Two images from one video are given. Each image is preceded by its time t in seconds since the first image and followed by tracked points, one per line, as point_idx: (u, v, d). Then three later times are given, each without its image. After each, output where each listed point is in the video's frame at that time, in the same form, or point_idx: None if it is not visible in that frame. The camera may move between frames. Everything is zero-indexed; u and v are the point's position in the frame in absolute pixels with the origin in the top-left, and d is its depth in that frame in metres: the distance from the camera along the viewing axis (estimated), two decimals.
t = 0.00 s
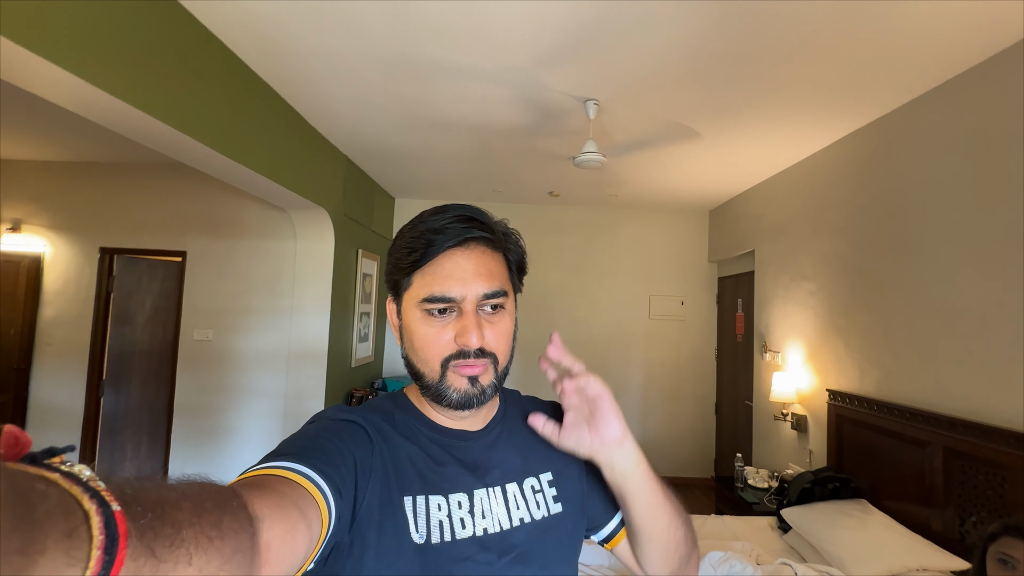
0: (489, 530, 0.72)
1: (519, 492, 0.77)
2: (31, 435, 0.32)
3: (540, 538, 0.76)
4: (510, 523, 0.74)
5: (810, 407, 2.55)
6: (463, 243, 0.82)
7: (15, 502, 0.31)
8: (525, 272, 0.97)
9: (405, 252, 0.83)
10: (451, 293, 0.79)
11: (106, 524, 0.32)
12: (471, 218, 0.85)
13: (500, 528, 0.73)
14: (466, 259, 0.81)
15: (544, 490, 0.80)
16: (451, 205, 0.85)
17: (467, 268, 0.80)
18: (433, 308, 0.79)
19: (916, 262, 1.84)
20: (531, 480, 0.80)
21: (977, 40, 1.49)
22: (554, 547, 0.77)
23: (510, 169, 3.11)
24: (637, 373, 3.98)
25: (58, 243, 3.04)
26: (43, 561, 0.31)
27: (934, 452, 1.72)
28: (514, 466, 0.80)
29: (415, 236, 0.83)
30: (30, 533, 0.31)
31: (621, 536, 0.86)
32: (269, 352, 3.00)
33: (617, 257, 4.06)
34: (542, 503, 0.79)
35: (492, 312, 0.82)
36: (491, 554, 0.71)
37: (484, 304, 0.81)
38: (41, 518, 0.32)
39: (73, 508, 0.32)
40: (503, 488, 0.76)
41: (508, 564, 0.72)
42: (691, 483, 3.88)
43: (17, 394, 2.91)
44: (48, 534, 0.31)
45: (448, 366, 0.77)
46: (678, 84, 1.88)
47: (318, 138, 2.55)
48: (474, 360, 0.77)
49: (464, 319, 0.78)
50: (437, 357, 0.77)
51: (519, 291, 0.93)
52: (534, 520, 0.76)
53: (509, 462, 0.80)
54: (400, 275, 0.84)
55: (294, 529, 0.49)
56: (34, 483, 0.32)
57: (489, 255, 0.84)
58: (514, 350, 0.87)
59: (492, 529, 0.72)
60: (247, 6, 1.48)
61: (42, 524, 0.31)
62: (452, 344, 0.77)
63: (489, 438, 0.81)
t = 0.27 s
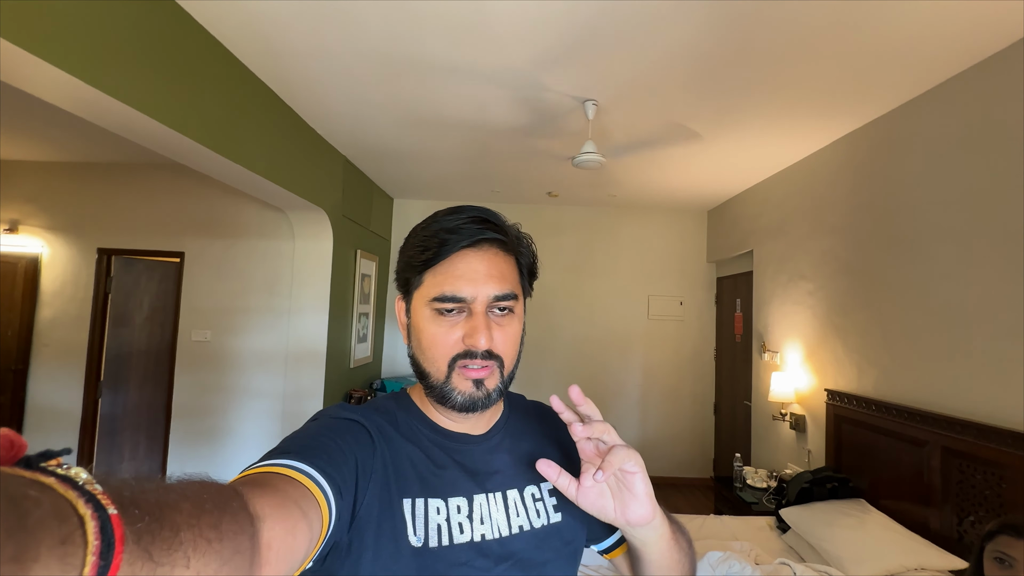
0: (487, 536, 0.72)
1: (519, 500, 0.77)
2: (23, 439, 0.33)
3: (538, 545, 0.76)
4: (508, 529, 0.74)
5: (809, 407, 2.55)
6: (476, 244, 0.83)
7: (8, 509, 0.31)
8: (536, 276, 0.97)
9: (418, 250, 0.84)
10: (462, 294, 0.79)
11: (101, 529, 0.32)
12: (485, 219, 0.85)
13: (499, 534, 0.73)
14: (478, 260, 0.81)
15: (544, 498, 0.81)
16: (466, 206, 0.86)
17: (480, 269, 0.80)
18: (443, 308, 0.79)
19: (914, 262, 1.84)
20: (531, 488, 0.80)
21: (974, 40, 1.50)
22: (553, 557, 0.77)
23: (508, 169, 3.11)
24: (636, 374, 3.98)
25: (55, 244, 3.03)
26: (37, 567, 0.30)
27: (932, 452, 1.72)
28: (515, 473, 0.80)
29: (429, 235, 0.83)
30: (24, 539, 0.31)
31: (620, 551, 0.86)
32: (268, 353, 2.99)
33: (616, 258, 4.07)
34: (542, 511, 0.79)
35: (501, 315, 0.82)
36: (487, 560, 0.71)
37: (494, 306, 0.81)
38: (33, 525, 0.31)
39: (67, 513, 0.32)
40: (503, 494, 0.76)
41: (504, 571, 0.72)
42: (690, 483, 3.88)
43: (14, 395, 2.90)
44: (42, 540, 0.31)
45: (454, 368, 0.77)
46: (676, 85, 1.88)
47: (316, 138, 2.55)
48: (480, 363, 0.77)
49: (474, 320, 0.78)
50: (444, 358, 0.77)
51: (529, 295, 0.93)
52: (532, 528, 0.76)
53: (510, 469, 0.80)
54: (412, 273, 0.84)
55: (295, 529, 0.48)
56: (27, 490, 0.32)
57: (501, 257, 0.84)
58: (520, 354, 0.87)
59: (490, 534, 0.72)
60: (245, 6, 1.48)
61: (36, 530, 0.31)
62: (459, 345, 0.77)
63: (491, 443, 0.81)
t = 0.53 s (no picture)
0: (484, 538, 0.71)
1: (513, 498, 0.77)
2: (27, 438, 0.32)
3: (535, 547, 0.76)
4: (504, 529, 0.74)
5: (806, 409, 2.56)
6: (521, 260, 0.82)
7: (14, 507, 0.31)
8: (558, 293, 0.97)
9: (459, 253, 0.82)
10: (501, 305, 0.78)
11: (107, 528, 0.32)
12: (528, 235, 0.85)
13: (495, 536, 0.73)
14: (520, 275, 0.81)
15: (538, 494, 0.80)
16: (517, 219, 0.84)
17: (522, 285, 0.80)
18: (479, 316, 0.78)
19: (910, 264, 1.85)
20: (526, 484, 0.80)
21: (970, 44, 1.51)
22: (548, 554, 0.77)
23: (506, 172, 3.11)
24: (634, 376, 3.98)
25: (50, 247, 3.01)
26: (43, 566, 0.30)
27: (929, 454, 1.73)
28: (511, 472, 0.80)
29: (471, 241, 0.82)
30: (29, 538, 0.31)
31: (625, 527, 0.84)
32: (264, 356, 2.98)
33: (613, 260, 4.07)
34: (536, 507, 0.79)
35: (530, 330, 0.82)
36: (484, 563, 0.71)
37: (527, 321, 0.81)
38: (39, 523, 0.31)
39: (73, 511, 0.32)
40: (498, 494, 0.76)
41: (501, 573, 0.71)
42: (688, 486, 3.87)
43: (8, 400, 2.87)
44: (49, 539, 0.31)
45: (477, 374, 0.77)
46: (673, 88, 1.89)
47: (313, 141, 2.55)
48: (505, 374, 0.78)
49: (507, 333, 0.78)
50: (470, 364, 0.77)
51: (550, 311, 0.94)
52: (527, 525, 0.76)
53: (506, 469, 0.80)
54: (447, 274, 0.83)
55: (296, 531, 0.48)
56: (32, 488, 0.32)
57: (540, 275, 0.84)
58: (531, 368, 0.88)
59: (487, 536, 0.72)
60: (243, 9, 1.48)
61: (42, 528, 0.31)
62: (487, 354, 0.77)
63: (487, 446, 0.81)
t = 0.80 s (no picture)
0: (485, 534, 0.72)
1: (514, 494, 0.78)
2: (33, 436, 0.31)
3: (535, 543, 0.76)
4: (504, 525, 0.74)
5: (803, 408, 2.57)
6: (527, 266, 0.81)
7: (20, 504, 0.31)
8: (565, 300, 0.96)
9: (463, 257, 0.82)
10: (503, 310, 0.77)
11: (112, 524, 0.33)
12: (535, 241, 0.84)
13: (496, 532, 0.73)
14: (524, 281, 0.80)
15: (538, 489, 0.81)
16: (525, 225, 0.84)
17: (527, 290, 0.79)
18: (481, 320, 0.78)
19: (906, 264, 1.86)
20: (526, 480, 0.81)
21: (964, 45, 1.52)
22: (549, 550, 0.77)
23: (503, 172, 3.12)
24: (631, 376, 3.99)
25: (46, 247, 3.00)
26: (47, 564, 0.30)
27: (925, 453, 1.74)
28: (511, 469, 0.81)
29: (477, 246, 0.81)
30: (34, 536, 0.31)
31: (621, 518, 0.84)
32: (262, 357, 2.97)
33: (611, 260, 4.08)
34: (536, 503, 0.79)
35: (533, 336, 0.81)
36: (486, 560, 0.71)
37: (530, 327, 0.80)
38: (44, 521, 0.31)
39: (78, 508, 0.33)
40: (499, 490, 0.77)
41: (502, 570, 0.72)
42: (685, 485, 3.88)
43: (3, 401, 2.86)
44: (54, 536, 0.31)
45: (478, 378, 0.77)
46: (670, 88, 1.90)
47: (311, 141, 2.54)
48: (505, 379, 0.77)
49: (509, 339, 0.78)
50: (471, 368, 0.77)
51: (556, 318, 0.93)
52: (528, 521, 0.77)
53: (506, 466, 0.80)
54: (451, 277, 0.83)
55: (301, 527, 0.48)
56: (38, 486, 0.32)
57: (545, 282, 0.83)
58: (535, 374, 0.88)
59: (489, 533, 0.72)
60: (240, 8, 1.48)
61: (48, 525, 0.31)
62: (489, 359, 0.77)
63: (487, 443, 0.81)
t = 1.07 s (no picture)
0: (489, 529, 0.72)
1: (515, 489, 0.78)
2: (36, 433, 0.33)
3: (539, 537, 0.77)
4: (507, 519, 0.75)
5: (800, 406, 2.58)
6: (517, 260, 0.82)
7: (23, 503, 0.32)
8: (558, 293, 0.97)
9: (453, 255, 0.83)
10: (495, 304, 0.79)
11: (115, 522, 0.33)
12: (523, 234, 0.85)
13: (500, 526, 0.74)
14: (515, 274, 0.81)
15: (540, 485, 0.81)
16: (512, 220, 0.85)
17: (517, 284, 0.80)
18: (474, 316, 0.79)
19: (902, 263, 1.88)
20: (527, 476, 0.81)
21: (960, 44, 1.53)
22: (552, 543, 0.78)
23: (501, 171, 3.12)
24: (629, 375, 4.00)
25: (41, 246, 2.98)
26: (52, 560, 0.32)
27: (920, 450, 1.75)
28: (513, 465, 0.81)
29: (466, 242, 0.82)
30: (37, 533, 0.32)
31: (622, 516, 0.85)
32: (260, 356, 2.96)
33: (609, 259, 4.09)
34: (538, 498, 0.79)
35: (526, 330, 0.82)
36: (490, 554, 0.72)
37: (523, 320, 0.81)
38: (48, 518, 0.32)
39: (81, 505, 0.33)
40: (501, 486, 0.77)
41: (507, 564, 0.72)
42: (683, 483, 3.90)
43: None
44: (56, 534, 0.32)
45: (474, 375, 0.78)
46: (667, 87, 1.90)
47: (308, 140, 2.54)
48: (501, 374, 0.78)
49: (503, 333, 0.79)
50: (466, 365, 0.78)
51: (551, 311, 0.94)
52: (532, 515, 0.77)
53: (509, 462, 0.80)
54: (442, 275, 0.84)
55: (306, 523, 0.49)
56: (40, 484, 0.33)
57: (536, 274, 0.84)
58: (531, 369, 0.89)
59: (493, 527, 0.73)
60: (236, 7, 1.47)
61: (51, 522, 0.32)
62: (484, 355, 0.78)
63: (489, 438, 0.81)
